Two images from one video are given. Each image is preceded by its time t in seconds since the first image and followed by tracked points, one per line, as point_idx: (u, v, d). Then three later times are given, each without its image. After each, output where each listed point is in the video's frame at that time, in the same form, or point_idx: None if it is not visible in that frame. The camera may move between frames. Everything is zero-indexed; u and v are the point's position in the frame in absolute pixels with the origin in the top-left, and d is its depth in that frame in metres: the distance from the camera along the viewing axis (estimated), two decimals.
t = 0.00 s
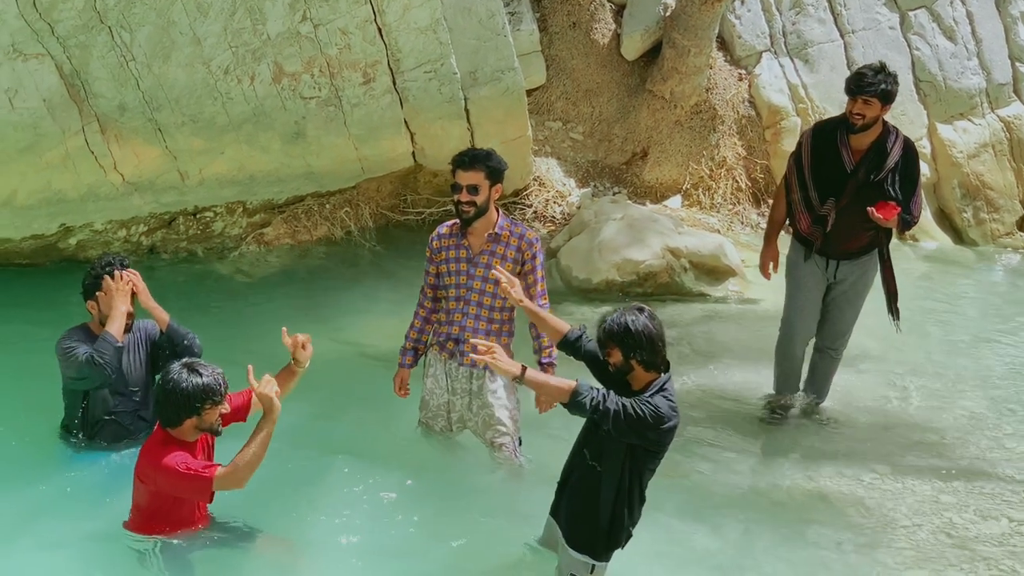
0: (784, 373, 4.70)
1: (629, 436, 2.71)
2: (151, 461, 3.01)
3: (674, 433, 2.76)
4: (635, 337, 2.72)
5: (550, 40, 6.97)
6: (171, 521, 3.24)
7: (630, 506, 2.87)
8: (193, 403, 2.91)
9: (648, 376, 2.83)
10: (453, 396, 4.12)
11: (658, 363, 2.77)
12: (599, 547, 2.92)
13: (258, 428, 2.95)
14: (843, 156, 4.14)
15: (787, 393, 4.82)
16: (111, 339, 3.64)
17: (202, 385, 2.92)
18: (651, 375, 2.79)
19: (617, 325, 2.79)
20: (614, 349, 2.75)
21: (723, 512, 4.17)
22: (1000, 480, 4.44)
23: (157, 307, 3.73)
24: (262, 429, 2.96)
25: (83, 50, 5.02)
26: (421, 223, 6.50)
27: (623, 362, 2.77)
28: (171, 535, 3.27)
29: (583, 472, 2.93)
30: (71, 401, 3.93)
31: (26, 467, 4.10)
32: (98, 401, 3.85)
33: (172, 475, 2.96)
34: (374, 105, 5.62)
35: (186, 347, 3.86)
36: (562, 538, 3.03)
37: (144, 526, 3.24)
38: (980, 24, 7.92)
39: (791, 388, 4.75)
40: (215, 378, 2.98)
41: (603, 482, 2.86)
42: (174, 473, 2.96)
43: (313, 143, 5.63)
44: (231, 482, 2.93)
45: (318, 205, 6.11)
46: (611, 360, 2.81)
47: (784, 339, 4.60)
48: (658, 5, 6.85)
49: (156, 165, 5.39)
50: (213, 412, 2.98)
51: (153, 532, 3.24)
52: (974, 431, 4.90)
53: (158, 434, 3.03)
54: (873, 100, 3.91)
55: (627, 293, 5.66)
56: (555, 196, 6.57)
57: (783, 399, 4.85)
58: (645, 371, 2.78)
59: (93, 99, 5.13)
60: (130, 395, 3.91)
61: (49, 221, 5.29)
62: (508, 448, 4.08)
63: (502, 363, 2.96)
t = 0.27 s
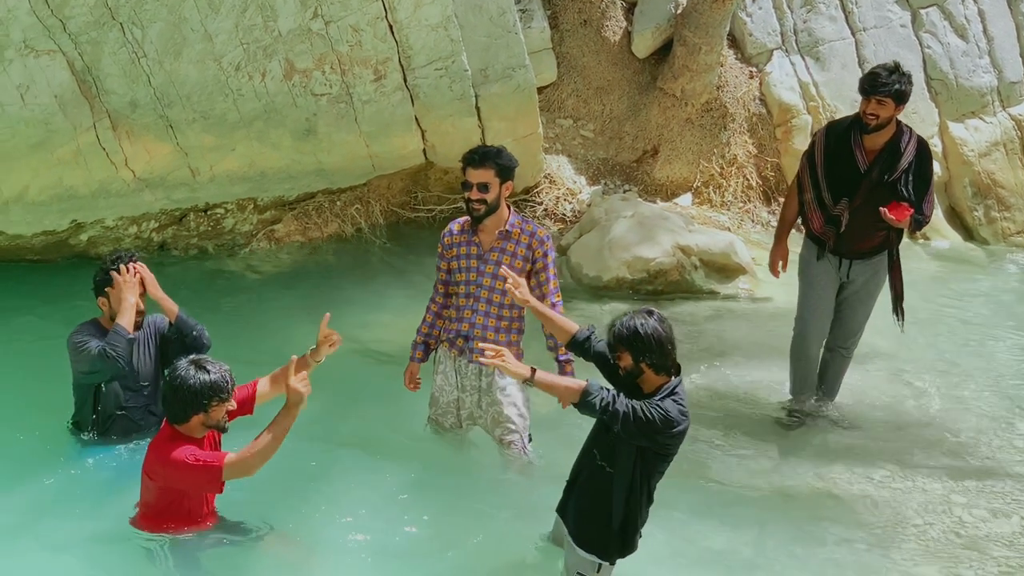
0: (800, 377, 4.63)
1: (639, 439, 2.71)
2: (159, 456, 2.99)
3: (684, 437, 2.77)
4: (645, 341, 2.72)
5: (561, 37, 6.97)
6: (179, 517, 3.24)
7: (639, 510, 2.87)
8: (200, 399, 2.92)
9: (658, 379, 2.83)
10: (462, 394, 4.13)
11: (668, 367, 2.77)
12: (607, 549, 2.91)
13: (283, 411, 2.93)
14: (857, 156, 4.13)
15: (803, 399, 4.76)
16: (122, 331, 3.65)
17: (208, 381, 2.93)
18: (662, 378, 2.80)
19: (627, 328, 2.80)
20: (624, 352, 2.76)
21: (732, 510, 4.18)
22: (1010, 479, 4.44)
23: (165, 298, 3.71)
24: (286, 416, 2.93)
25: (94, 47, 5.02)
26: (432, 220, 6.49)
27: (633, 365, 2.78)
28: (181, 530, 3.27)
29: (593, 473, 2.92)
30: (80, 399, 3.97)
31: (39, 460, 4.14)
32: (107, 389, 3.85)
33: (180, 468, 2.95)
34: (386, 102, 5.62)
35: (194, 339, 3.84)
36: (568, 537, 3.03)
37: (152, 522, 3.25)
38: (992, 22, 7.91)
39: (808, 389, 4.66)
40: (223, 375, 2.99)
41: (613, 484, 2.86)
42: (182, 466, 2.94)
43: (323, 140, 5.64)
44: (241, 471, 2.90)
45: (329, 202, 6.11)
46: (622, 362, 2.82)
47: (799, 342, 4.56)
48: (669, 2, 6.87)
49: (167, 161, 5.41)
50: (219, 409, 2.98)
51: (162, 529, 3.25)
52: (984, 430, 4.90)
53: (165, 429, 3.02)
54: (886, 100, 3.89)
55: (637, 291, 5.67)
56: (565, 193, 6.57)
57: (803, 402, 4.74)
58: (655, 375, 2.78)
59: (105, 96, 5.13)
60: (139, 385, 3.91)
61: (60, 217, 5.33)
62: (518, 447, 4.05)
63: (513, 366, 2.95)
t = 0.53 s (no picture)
0: (824, 375, 4.51)
1: (652, 439, 2.68)
2: (175, 439, 2.97)
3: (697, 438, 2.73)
4: (662, 341, 2.68)
5: (578, 33, 7.06)
6: (193, 508, 3.22)
7: (650, 507, 2.85)
8: (218, 387, 2.93)
9: (674, 380, 2.80)
10: (477, 389, 4.13)
11: (684, 367, 2.73)
12: (617, 546, 2.88)
13: (314, 384, 2.87)
14: (877, 155, 4.09)
15: (827, 404, 4.65)
16: (136, 318, 3.66)
17: (227, 369, 2.96)
18: (678, 379, 2.76)
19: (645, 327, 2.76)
20: (641, 351, 2.72)
21: (746, 506, 4.18)
22: None
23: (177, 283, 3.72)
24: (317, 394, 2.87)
25: (111, 41, 5.09)
26: (448, 216, 6.49)
27: (649, 365, 2.75)
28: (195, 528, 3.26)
29: (604, 469, 2.90)
30: (95, 392, 3.94)
31: (58, 450, 4.18)
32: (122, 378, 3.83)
33: (196, 449, 2.92)
34: (402, 97, 5.62)
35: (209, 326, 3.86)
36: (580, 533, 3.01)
37: (167, 516, 3.23)
38: (1011, 19, 7.90)
39: (833, 392, 4.55)
40: (239, 365, 3.01)
41: (625, 481, 2.84)
42: (198, 446, 2.92)
43: (340, 135, 5.65)
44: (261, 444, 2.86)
45: (345, 197, 6.13)
46: (638, 361, 2.78)
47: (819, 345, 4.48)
48: None
49: (184, 155, 5.44)
50: (236, 398, 3.00)
51: (176, 522, 3.23)
52: (1000, 428, 4.88)
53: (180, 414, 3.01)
54: (906, 100, 3.86)
55: (654, 287, 5.67)
56: (582, 188, 6.58)
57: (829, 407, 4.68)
58: (671, 375, 2.74)
59: (123, 89, 5.19)
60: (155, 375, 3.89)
61: (77, 210, 5.38)
62: (531, 442, 4.05)
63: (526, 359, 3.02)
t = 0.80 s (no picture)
0: (839, 377, 4.47)
1: (661, 438, 2.68)
2: (186, 425, 2.99)
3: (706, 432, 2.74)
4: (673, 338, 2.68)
5: (589, 30, 7.04)
6: (200, 500, 3.22)
7: (660, 503, 2.86)
8: (235, 378, 2.95)
9: (683, 375, 2.79)
10: (486, 386, 4.14)
11: (694, 363, 2.73)
12: (626, 541, 2.90)
13: (325, 369, 2.85)
14: (890, 156, 4.07)
15: (842, 406, 4.62)
16: (143, 307, 3.63)
17: (243, 360, 2.95)
18: (687, 375, 2.76)
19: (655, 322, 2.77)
20: (651, 346, 2.72)
21: (756, 503, 4.18)
22: None
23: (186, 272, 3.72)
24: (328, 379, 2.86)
25: (123, 37, 5.10)
26: (459, 212, 6.48)
27: (659, 360, 2.74)
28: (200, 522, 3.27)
29: (615, 464, 2.91)
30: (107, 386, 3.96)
31: (71, 443, 4.20)
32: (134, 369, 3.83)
33: (207, 434, 2.93)
34: (413, 94, 5.61)
35: (220, 317, 3.81)
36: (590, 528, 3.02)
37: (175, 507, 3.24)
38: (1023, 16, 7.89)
39: (849, 391, 4.52)
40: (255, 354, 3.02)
41: (634, 476, 2.84)
42: (209, 431, 2.93)
43: (350, 132, 5.65)
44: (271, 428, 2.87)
45: (356, 193, 6.13)
46: (647, 357, 2.78)
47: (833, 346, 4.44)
48: None
49: (195, 151, 5.45)
50: (251, 387, 3.02)
51: (183, 513, 3.24)
52: (1011, 427, 4.87)
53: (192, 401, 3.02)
54: (919, 101, 3.84)
55: (664, 284, 5.70)
56: (593, 185, 6.59)
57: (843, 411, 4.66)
58: (681, 371, 2.75)
59: (134, 85, 5.21)
60: (167, 364, 3.90)
61: (88, 206, 5.41)
62: (541, 440, 4.06)
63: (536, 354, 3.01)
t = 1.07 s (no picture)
0: (858, 381, 4.49)
1: (673, 432, 2.69)
2: (199, 413, 2.97)
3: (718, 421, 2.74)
4: (686, 327, 2.66)
5: (603, 26, 7.11)
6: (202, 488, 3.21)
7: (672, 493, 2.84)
8: (254, 370, 2.95)
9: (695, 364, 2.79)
10: (499, 381, 4.17)
11: (705, 353, 2.72)
12: (637, 532, 2.90)
13: (337, 359, 2.86)
14: (906, 156, 4.04)
15: (858, 410, 4.61)
16: (151, 293, 3.63)
17: (261, 352, 2.96)
18: (699, 364, 2.75)
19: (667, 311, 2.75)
20: (663, 335, 2.71)
21: (770, 499, 4.18)
22: None
23: (196, 261, 3.74)
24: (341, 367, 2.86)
25: (137, 32, 5.11)
26: (472, 208, 6.48)
27: (671, 349, 2.73)
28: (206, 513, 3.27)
29: (626, 455, 2.90)
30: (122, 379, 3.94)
31: (87, 434, 4.22)
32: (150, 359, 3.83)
33: (221, 422, 2.92)
34: (427, 89, 5.61)
35: (234, 306, 3.87)
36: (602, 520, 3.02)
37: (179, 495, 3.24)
38: None
39: (865, 399, 4.54)
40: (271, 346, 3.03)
41: (645, 468, 2.83)
42: (222, 420, 2.91)
43: (364, 127, 5.64)
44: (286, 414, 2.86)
45: (370, 188, 6.13)
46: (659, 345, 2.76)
47: (852, 343, 4.41)
48: None
49: (208, 146, 5.46)
50: (267, 377, 3.03)
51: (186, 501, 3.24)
52: None
53: (205, 390, 3.02)
54: (934, 101, 3.78)
55: (678, 280, 5.70)
56: (606, 182, 6.59)
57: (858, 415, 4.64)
58: (692, 359, 2.73)
59: (148, 80, 5.22)
60: (183, 353, 3.91)
61: (102, 201, 5.43)
62: (553, 436, 4.09)
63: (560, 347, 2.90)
